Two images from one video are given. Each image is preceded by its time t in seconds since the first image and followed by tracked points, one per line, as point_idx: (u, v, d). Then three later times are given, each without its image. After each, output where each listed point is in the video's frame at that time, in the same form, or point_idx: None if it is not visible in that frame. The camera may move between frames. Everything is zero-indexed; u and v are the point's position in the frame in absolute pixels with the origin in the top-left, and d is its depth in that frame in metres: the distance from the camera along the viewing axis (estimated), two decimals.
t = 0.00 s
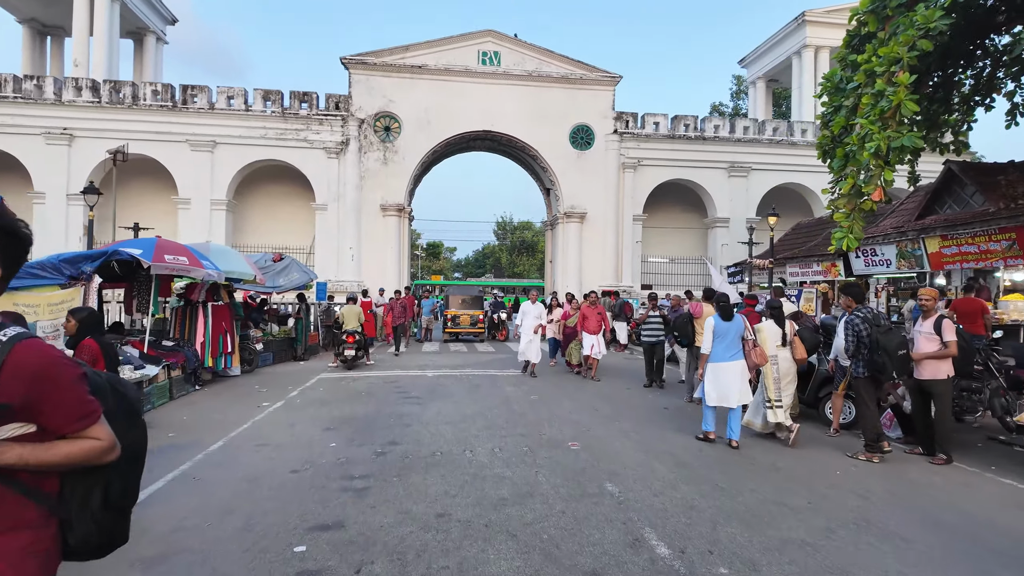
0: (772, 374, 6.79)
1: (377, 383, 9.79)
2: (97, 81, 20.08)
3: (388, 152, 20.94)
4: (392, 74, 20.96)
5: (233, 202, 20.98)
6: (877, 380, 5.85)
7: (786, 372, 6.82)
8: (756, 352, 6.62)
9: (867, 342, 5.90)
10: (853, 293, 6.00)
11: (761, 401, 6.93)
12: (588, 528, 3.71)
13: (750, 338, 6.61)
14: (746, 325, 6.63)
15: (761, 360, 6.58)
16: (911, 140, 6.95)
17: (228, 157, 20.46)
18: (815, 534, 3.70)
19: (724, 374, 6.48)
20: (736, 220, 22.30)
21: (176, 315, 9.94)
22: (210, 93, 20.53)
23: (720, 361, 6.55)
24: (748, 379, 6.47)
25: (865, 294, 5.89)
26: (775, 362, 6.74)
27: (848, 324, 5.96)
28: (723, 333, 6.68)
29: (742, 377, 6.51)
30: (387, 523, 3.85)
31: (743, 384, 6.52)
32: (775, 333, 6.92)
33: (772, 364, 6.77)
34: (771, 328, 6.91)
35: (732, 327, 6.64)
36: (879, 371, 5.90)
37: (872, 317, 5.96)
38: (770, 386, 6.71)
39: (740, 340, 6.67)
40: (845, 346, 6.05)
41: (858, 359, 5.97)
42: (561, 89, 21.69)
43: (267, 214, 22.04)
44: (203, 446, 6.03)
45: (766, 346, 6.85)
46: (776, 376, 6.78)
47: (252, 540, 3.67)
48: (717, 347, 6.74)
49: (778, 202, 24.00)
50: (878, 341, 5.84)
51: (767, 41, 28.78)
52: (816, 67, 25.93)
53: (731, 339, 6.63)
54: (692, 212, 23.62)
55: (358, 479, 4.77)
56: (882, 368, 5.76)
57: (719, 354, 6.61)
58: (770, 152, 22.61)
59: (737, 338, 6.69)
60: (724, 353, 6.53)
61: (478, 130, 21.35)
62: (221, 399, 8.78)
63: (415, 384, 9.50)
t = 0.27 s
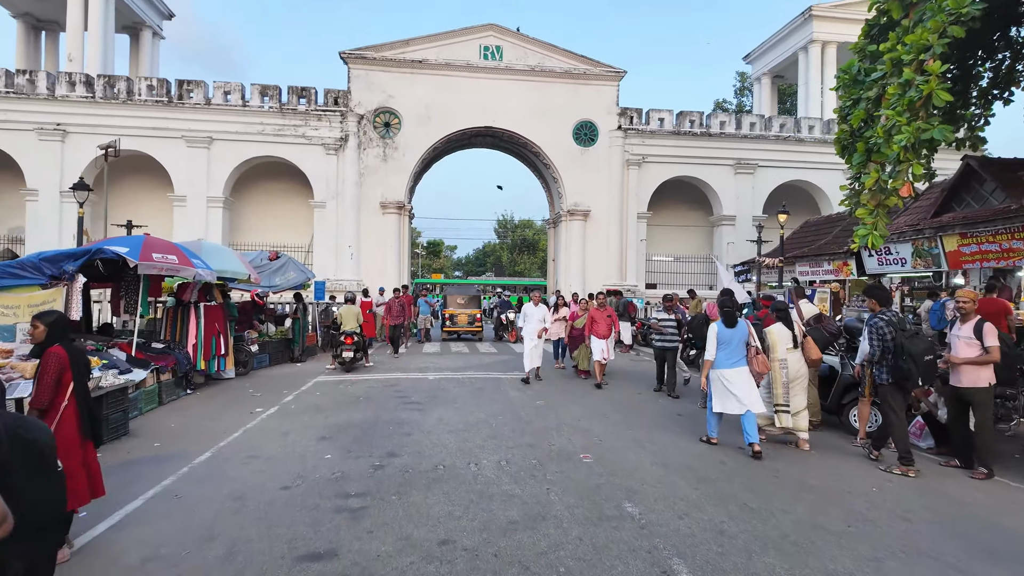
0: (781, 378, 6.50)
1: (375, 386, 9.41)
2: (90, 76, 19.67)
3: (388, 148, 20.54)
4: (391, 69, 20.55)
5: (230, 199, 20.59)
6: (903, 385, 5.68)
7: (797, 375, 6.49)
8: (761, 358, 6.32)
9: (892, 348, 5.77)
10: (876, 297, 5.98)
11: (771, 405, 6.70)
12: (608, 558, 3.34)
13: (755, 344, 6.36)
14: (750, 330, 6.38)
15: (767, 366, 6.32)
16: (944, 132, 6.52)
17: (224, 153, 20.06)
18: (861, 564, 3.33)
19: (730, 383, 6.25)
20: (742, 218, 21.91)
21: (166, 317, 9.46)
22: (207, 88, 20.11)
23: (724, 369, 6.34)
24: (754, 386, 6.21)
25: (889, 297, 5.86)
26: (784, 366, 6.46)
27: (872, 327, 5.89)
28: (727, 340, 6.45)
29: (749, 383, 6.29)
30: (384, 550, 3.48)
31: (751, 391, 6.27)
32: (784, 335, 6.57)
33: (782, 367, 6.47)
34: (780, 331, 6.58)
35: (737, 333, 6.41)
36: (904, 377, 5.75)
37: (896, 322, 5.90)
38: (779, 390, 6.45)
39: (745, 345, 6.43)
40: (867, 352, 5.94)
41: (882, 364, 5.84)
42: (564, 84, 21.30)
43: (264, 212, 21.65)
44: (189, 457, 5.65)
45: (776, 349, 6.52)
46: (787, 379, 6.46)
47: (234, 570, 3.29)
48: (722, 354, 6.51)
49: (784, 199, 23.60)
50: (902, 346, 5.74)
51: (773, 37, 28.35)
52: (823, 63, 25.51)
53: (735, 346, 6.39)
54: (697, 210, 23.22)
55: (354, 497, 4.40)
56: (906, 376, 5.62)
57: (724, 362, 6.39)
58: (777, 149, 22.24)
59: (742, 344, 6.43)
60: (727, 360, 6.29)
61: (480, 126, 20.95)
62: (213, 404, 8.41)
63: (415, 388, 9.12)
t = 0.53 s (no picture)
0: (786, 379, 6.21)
1: (376, 388, 9.04)
2: (86, 69, 19.29)
3: (389, 144, 20.15)
4: (392, 63, 20.16)
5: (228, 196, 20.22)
6: (928, 386, 5.35)
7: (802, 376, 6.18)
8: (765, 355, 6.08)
9: (920, 347, 5.44)
10: (907, 293, 5.63)
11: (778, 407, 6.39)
12: None
13: (763, 340, 6.13)
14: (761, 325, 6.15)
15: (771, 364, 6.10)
16: (981, 120, 6.14)
17: (222, 148, 19.68)
18: None
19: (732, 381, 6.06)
20: (749, 215, 21.53)
21: (159, 315, 9.13)
22: (204, 82, 19.72)
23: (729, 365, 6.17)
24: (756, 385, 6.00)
25: (921, 294, 5.51)
26: (790, 366, 6.16)
27: (901, 323, 5.53)
28: (733, 335, 6.26)
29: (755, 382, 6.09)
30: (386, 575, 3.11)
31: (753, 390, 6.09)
32: (788, 335, 6.28)
33: (787, 368, 6.17)
34: (784, 331, 6.28)
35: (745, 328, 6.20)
36: (929, 378, 5.42)
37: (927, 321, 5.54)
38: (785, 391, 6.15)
39: (753, 342, 6.21)
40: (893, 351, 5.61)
41: (908, 363, 5.51)
42: (568, 79, 20.90)
43: (263, 209, 21.27)
44: (177, 465, 5.28)
45: (780, 349, 6.25)
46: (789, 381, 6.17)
47: None
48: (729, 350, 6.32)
49: (791, 196, 23.22)
50: (931, 345, 5.40)
51: (779, 32, 27.94)
52: (830, 58, 25.11)
53: (741, 341, 6.18)
54: (704, 207, 22.84)
55: (353, 512, 4.03)
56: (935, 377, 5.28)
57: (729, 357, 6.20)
58: (785, 145, 21.83)
59: (748, 340, 6.20)
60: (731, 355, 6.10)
61: (482, 121, 20.56)
62: (207, 406, 8.05)
63: (417, 390, 8.75)
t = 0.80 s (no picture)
0: (797, 383, 5.97)
1: (376, 393, 8.68)
2: (80, 66, 18.93)
3: (389, 142, 19.81)
4: (393, 59, 19.82)
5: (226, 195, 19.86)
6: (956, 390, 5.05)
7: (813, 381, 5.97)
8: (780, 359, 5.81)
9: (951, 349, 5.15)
10: (935, 294, 5.40)
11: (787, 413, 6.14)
12: None
13: (776, 345, 5.86)
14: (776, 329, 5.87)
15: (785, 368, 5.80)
16: (1019, 111, 5.78)
17: (220, 146, 19.32)
18: None
19: (745, 386, 5.81)
20: (756, 214, 21.16)
21: (151, 317, 8.78)
22: (201, 79, 19.36)
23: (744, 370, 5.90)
24: (769, 392, 5.75)
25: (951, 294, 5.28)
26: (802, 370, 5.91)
27: (930, 324, 5.28)
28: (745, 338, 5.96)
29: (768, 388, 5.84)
30: None
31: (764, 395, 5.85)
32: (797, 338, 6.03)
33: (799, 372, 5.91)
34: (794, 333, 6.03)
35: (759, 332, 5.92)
36: (958, 382, 5.14)
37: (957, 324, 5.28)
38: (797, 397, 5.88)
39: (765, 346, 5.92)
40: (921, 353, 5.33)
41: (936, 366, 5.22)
42: (572, 76, 20.55)
43: (260, 208, 20.91)
44: (164, 480, 4.93)
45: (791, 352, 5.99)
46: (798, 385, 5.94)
47: None
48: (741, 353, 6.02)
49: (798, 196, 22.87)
50: (963, 348, 5.11)
51: (784, 29, 27.59)
52: (837, 55, 24.76)
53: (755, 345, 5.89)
54: (709, 207, 22.48)
55: (351, 537, 3.67)
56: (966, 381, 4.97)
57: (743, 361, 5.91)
58: (792, 143, 21.47)
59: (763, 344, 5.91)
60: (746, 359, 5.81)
61: (485, 119, 20.21)
62: (199, 413, 7.69)
63: (417, 396, 8.38)
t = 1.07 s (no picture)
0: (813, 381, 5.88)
1: (375, 395, 8.32)
2: (74, 60, 18.55)
3: (389, 137, 19.43)
4: (393, 53, 19.44)
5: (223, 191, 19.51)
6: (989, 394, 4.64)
7: (827, 379, 5.88)
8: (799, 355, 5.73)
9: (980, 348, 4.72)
10: (960, 289, 4.98)
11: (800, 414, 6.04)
12: None
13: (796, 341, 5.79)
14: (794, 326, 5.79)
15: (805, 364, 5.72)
16: None
17: (216, 142, 18.94)
18: None
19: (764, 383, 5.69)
20: (762, 211, 20.78)
21: (141, 315, 8.41)
22: (197, 74, 18.98)
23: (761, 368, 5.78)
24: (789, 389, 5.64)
25: (980, 289, 4.86)
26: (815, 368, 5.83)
27: (958, 321, 4.86)
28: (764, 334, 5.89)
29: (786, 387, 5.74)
30: None
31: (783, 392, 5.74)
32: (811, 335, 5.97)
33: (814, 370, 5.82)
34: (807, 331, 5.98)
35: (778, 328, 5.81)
36: (990, 382, 4.72)
37: (988, 320, 4.85)
38: (813, 396, 5.76)
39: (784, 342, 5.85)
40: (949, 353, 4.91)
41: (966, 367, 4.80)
42: (575, 70, 20.17)
43: (258, 205, 20.55)
44: (145, 491, 4.55)
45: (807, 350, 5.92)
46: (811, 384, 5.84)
47: None
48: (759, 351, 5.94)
49: (805, 192, 22.49)
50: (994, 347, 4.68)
51: (790, 24, 27.22)
52: (844, 50, 24.37)
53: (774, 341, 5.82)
54: (714, 204, 22.11)
55: (347, 558, 3.30)
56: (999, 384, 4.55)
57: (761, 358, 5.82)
58: (800, 138, 21.09)
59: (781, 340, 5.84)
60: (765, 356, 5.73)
61: (486, 114, 19.82)
62: (190, 416, 7.32)
63: (419, 397, 8.01)
